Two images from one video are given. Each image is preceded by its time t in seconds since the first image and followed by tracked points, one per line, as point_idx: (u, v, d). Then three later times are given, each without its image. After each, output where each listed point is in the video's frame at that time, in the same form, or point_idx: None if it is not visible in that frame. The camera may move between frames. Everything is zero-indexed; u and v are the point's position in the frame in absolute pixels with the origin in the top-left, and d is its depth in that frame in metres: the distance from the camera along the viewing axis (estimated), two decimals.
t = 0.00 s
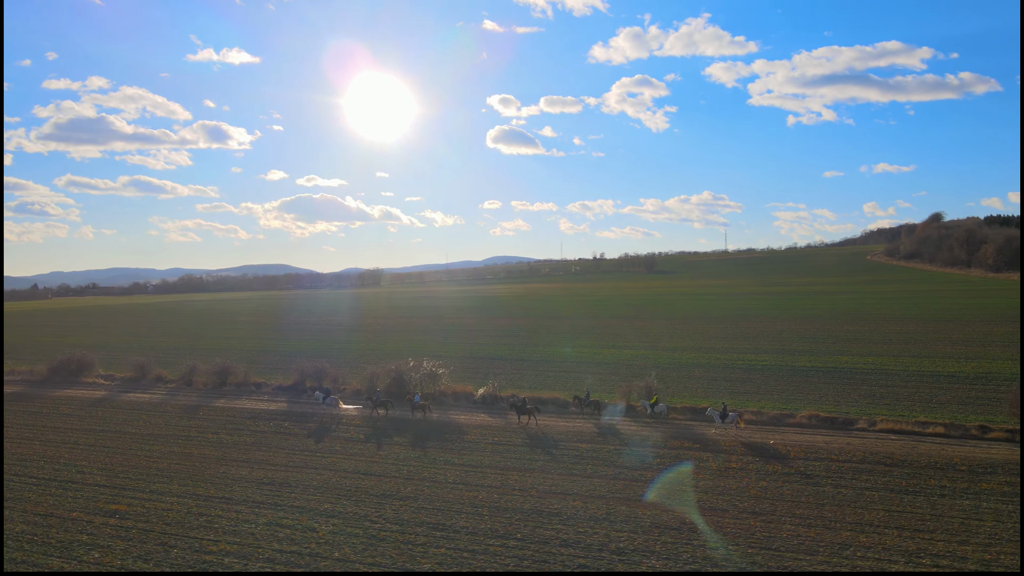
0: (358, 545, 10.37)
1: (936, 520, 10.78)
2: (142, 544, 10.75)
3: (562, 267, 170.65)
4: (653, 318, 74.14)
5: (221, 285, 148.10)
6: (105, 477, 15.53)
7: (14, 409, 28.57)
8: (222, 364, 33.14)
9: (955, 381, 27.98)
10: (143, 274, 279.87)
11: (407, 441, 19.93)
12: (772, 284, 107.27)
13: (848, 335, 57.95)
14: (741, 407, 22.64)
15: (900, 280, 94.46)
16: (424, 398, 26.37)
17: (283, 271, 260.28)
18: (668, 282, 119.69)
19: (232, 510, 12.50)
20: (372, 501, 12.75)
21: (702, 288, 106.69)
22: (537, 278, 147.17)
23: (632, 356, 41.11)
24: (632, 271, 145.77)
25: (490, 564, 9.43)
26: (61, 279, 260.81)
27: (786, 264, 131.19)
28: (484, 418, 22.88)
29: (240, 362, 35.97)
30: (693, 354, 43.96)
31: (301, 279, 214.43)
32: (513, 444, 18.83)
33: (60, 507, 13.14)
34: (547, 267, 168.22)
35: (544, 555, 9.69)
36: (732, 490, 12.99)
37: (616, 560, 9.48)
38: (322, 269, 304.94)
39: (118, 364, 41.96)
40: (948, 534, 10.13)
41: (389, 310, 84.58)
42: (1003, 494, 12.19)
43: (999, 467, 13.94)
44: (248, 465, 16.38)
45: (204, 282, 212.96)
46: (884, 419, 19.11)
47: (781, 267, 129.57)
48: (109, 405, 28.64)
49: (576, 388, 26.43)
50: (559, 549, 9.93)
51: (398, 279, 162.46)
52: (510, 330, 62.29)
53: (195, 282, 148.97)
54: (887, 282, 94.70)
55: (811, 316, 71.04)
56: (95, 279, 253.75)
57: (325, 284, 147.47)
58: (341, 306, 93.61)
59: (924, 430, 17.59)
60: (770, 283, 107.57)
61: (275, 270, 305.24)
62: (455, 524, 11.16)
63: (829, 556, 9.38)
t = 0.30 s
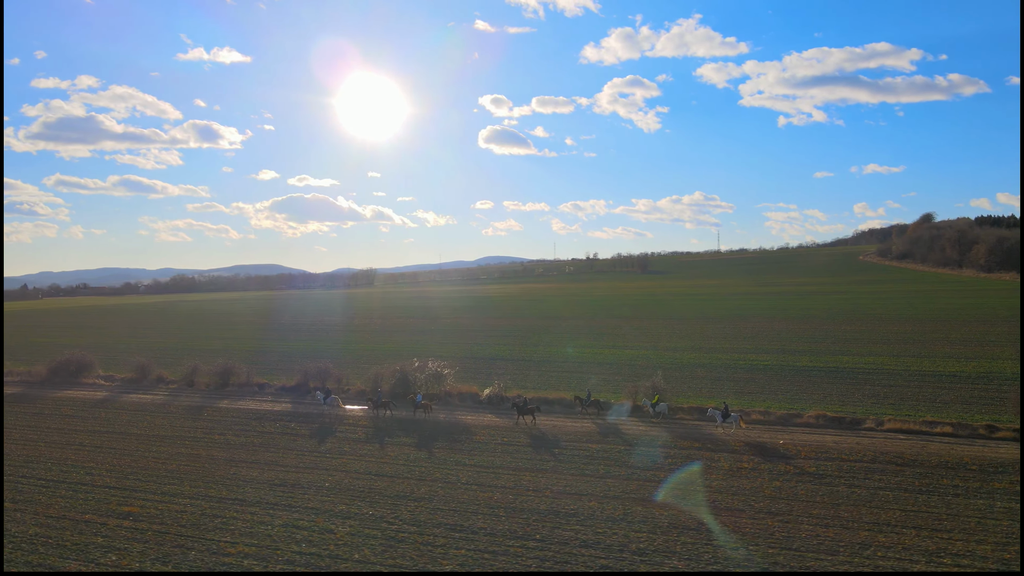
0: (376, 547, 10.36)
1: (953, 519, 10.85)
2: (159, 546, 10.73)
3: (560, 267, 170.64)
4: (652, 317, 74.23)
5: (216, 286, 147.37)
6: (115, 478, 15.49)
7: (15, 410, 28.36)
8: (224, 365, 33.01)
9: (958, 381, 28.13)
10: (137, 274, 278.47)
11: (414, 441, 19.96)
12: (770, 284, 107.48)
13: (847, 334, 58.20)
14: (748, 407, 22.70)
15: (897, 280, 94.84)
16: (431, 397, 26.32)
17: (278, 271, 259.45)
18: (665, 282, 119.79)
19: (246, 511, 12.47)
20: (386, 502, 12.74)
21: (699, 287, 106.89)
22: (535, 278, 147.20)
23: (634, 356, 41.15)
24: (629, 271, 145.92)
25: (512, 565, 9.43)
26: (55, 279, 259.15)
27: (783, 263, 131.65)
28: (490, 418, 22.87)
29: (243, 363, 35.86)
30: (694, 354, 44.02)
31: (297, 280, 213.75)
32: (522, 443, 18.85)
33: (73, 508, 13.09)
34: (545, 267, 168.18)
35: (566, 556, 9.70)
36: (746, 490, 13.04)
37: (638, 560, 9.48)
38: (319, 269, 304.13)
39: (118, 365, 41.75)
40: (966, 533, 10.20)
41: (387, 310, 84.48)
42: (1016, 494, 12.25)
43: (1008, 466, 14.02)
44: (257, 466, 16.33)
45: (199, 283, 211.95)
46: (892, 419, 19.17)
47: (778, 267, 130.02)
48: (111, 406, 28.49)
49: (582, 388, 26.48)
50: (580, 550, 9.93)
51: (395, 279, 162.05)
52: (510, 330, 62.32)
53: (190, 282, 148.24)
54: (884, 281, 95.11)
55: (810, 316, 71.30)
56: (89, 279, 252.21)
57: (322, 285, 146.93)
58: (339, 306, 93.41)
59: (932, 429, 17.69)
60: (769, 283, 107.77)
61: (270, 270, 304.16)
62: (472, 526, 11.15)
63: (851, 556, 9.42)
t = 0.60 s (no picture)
0: (397, 549, 10.33)
1: (971, 519, 10.89)
2: (178, 550, 10.68)
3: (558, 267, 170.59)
4: (651, 318, 74.29)
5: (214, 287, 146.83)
6: (126, 481, 15.40)
7: (18, 412, 28.16)
8: (228, 366, 32.88)
9: (961, 381, 28.22)
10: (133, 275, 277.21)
11: (423, 442, 19.94)
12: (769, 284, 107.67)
13: (845, 334, 58.39)
14: (756, 408, 22.76)
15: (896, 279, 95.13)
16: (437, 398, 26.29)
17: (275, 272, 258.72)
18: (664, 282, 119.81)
19: (263, 514, 12.41)
20: (403, 504, 12.70)
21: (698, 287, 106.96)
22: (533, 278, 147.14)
23: (636, 356, 41.21)
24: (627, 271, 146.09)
25: (536, 568, 9.40)
26: (50, 279, 257.95)
27: (780, 263, 131.97)
28: (498, 419, 22.86)
29: (245, 364, 35.72)
30: (695, 354, 44.09)
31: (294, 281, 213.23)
32: (532, 444, 18.84)
33: (86, 511, 13.01)
34: (543, 267, 168.18)
35: (588, 558, 9.71)
36: (762, 491, 13.06)
37: (662, 561, 9.49)
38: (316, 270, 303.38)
39: (119, 366, 41.51)
40: (986, 533, 10.24)
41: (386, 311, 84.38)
42: None
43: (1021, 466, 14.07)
44: (269, 468, 16.27)
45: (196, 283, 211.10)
46: (900, 419, 19.22)
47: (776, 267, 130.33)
48: (115, 408, 28.32)
49: (588, 389, 26.48)
50: (602, 552, 9.93)
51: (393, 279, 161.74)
52: (510, 330, 62.31)
53: (183, 282, 147.47)
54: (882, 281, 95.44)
55: (809, 315, 71.42)
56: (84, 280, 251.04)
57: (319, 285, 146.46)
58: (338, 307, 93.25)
59: (941, 429, 17.75)
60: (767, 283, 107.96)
61: (267, 271, 303.31)
62: (492, 527, 11.13)
63: (873, 557, 9.45)
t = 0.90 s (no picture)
0: (418, 552, 10.31)
1: (988, 520, 10.96)
2: (197, 552, 10.64)
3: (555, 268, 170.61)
4: (650, 318, 74.38)
5: (211, 287, 146.39)
6: (138, 483, 15.33)
7: (21, 413, 27.96)
8: (231, 367, 32.77)
9: (963, 381, 28.36)
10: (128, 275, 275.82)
11: (431, 443, 19.91)
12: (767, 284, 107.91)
13: (844, 334, 58.62)
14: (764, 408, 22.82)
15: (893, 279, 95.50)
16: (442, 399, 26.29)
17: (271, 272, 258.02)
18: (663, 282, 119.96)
19: (279, 516, 12.35)
20: (419, 506, 12.67)
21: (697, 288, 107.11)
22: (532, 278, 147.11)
23: (638, 357, 41.26)
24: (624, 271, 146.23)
25: (561, 570, 9.40)
26: (45, 279, 256.54)
27: (777, 263, 132.34)
28: (505, 420, 22.86)
29: (248, 365, 35.58)
30: (696, 354, 44.17)
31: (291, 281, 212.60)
32: (541, 445, 18.85)
33: (101, 514, 12.96)
34: (541, 267, 168.24)
35: (612, 560, 9.72)
36: (778, 491, 13.09)
37: (685, 564, 9.49)
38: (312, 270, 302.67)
39: (120, 367, 41.34)
40: (1005, 533, 10.29)
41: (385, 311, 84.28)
42: None
43: None
44: (281, 470, 16.21)
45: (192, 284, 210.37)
46: (909, 419, 19.29)
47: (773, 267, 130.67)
48: (119, 409, 28.16)
49: (594, 390, 26.50)
50: (625, 553, 9.94)
51: (390, 279, 161.50)
52: (510, 331, 62.35)
53: (178, 282, 146.70)
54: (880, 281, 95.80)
55: (808, 315, 71.60)
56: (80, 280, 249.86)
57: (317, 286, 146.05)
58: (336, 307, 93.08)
59: (950, 430, 17.83)
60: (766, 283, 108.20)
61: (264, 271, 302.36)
62: (511, 529, 11.13)
63: (897, 558, 9.49)
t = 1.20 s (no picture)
0: (438, 553, 10.30)
1: (1004, 519, 11.03)
2: (216, 555, 10.59)
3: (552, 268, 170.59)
4: (647, 318, 74.58)
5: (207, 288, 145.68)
6: (149, 485, 15.24)
7: (22, 415, 27.73)
8: (233, 368, 32.62)
9: (964, 381, 28.52)
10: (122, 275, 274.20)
11: (438, 444, 19.88)
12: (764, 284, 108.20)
13: (841, 334, 58.88)
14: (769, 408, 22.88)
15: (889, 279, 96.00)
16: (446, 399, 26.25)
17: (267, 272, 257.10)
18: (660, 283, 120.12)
19: (295, 518, 12.30)
20: (435, 507, 12.64)
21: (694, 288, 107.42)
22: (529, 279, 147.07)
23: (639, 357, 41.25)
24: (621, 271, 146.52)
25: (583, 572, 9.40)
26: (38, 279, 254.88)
27: (774, 263, 132.75)
28: (510, 420, 22.86)
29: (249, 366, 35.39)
30: (696, 354, 44.28)
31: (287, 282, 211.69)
32: (549, 445, 18.86)
33: (115, 516, 12.89)
34: (537, 267, 168.19)
35: (633, 561, 9.74)
36: (793, 491, 13.12)
37: (707, 564, 9.51)
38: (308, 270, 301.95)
39: (120, 368, 41.08)
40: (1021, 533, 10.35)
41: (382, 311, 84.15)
42: None
43: None
44: (292, 471, 16.14)
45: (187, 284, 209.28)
46: (915, 419, 19.37)
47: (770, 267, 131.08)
48: (122, 410, 27.96)
49: (598, 390, 26.51)
50: (646, 554, 9.96)
51: (387, 279, 161.13)
52: (509, 331, 62.33)
53: (174, 283, 145.97)
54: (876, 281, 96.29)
55: (805, 315, 71.89)
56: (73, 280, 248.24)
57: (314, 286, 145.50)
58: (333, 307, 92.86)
59: (957, 429, 17.91)
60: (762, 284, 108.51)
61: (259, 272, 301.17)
62: (530, 530, 11.13)
63: (918, 557, 9.53)
